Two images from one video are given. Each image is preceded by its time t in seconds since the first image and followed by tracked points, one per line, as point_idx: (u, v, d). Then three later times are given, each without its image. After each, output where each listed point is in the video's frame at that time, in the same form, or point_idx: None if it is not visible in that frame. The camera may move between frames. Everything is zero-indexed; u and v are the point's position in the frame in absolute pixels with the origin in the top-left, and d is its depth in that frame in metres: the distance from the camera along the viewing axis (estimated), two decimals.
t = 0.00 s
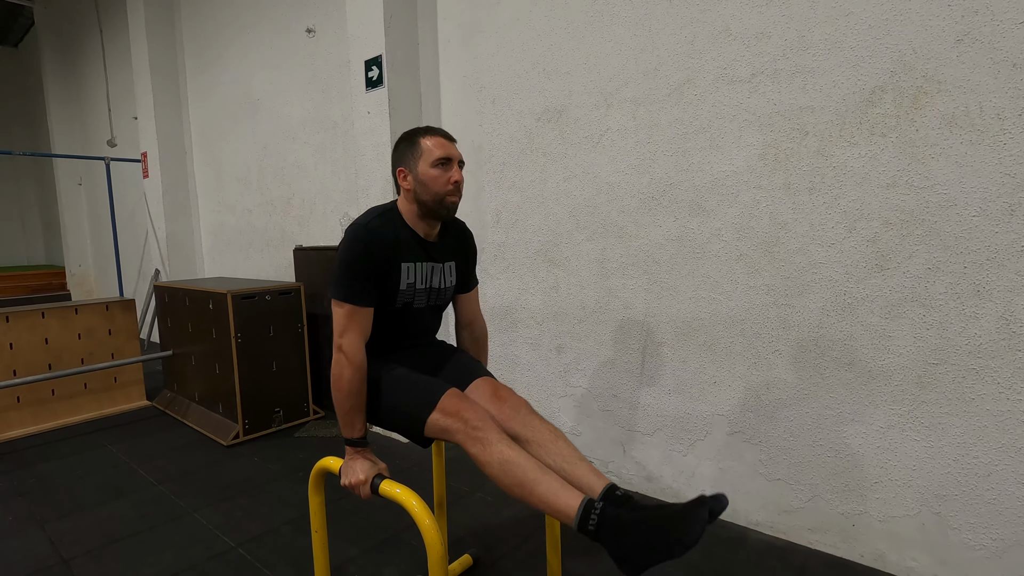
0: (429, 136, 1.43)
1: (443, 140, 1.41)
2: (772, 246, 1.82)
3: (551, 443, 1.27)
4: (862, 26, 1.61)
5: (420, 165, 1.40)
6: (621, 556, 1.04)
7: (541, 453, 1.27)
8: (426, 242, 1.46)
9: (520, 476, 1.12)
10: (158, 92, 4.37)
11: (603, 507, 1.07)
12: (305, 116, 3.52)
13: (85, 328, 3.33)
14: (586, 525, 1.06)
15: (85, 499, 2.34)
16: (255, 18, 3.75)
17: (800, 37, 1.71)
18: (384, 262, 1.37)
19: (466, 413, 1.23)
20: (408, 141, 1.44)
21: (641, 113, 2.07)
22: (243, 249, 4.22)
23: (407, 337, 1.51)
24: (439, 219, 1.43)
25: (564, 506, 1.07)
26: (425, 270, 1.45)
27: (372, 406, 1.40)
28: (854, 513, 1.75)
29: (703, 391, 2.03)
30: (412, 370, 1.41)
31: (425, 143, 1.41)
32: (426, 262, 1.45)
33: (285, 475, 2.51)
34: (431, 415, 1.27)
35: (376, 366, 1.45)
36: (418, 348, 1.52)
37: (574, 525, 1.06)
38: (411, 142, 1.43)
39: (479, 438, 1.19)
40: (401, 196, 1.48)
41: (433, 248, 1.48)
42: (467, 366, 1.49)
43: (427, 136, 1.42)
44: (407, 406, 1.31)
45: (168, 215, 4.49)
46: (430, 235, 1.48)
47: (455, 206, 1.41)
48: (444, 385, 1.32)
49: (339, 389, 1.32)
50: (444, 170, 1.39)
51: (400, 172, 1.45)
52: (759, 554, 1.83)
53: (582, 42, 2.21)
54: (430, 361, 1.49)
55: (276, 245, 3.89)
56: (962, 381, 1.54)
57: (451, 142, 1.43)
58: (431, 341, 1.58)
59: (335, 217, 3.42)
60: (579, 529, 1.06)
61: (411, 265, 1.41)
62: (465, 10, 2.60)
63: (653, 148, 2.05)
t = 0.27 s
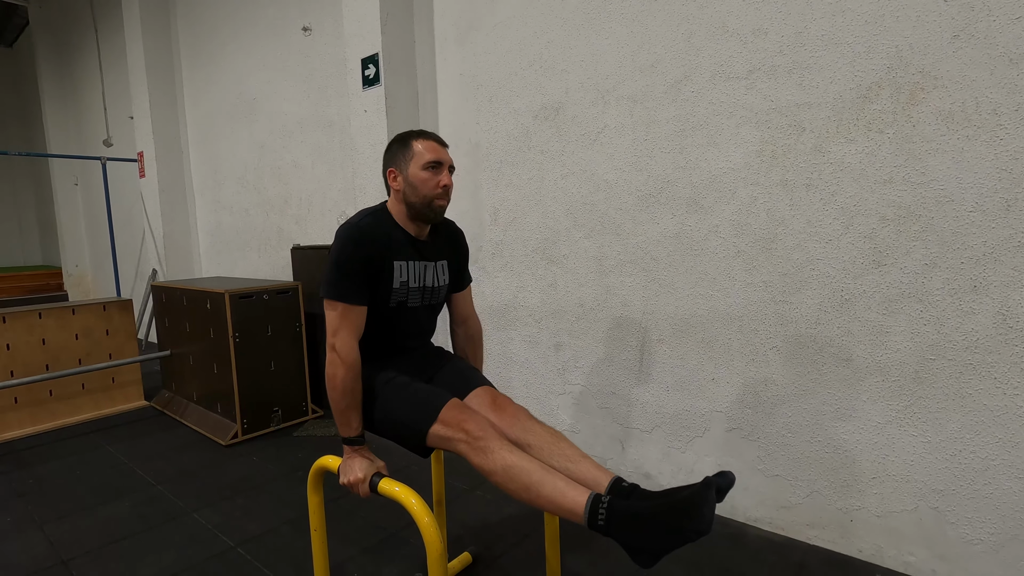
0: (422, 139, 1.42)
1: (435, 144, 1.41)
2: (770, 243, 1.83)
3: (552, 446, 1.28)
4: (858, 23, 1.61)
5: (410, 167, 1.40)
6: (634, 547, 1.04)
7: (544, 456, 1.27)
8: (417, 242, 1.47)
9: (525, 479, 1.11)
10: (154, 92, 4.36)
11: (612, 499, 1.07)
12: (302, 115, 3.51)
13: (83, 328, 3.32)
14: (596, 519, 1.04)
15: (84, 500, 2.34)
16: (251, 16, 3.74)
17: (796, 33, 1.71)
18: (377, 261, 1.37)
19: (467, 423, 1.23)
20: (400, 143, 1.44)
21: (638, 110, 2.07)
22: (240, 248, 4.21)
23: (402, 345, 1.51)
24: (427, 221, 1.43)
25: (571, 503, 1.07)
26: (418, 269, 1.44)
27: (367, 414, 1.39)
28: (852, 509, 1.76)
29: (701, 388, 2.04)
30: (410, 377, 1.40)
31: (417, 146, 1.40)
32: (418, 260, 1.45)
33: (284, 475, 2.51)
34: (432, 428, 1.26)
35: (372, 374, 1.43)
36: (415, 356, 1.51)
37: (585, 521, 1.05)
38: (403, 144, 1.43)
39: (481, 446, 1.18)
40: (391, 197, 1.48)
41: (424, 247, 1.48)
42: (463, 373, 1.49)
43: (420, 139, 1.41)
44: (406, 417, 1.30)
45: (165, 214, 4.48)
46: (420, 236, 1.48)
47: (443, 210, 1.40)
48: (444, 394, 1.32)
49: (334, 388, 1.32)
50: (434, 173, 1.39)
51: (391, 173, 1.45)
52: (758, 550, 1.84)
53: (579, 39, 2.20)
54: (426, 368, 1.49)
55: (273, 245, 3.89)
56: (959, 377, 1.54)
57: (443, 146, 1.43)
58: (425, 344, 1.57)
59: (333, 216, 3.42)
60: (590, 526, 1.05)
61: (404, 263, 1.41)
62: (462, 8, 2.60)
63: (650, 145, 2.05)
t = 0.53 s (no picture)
0: (419, 141, 1.43)
1: (433, 145, 1.42)
2: (770, 242, 1.83)
3: (551, 458, 1.28)
4: (857, 22, 1.61)
5: (409, 169, 1.40)
6: None
7: (541, 465, 1.28)
8: (417, 243, 1.47)
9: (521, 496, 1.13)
10: (153, 93, 4.36)
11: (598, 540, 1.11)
12: (301, 116, 3.51)
13: (83, 330, 3.32)
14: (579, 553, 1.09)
15: (85, 502, 2.34)
16: (249, 18, 3.74)
17: (795, 33, 1.71)
18: (377, 263, 1.36)
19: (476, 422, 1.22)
20: (398, 145, 1.44)
21: (637, 110, 2.07)
22: (240, 249, 4.21)
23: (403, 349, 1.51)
24: (427, 222, 1.44)
25: (557, 529, 1.10)
26: (418, 271, 1.44)
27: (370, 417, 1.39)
28: (853, 508, 1.76)
29: (701, 388, 2.04)
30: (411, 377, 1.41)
31: (415, 148, 1.41)
32: (419, 262, 1.45)
33: (284, 476, 2.51)
34: (439, 421, 1.25)
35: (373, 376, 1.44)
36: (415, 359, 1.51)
37: (565, 551, 1.09)
38: (401, 145, 1.43)
39: (486, 449, 1.18)
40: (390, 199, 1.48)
41: (424, 249, 1.48)
42: (465, 371, 1.50)
43: (417, 141, 1.42)
44: (409, 416, 1.30)
45: (165, 216, 4.48)
46: (420, 236, 1.49)
47: (443, 210, 1.41)
48: (447, 392, 1.32)
49: (334, 390, 1.31)
50: (433, 174, 1.39)
51: (389, 175, 1.45)
52: (758, 549, 1.84)
53: (578, 40, 2.21)
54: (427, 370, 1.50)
55: (273, 246, 3.89)
56: (959, 375, 1.54)
57: (440, 147, 1.44)
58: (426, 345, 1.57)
59: (332, 217, 3.42)
60: (573, 556, 1.08)
61: (404, 265, 1.41)
62: (460, 8, 2.60)
63: (650, 145, 2.05)
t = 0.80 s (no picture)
0: (420, 142, 1.42)
1: (434, 146, 1.41)
2: (768, 244, 1.83)
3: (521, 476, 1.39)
4: (856, 25, 1.61)
5: (411, 171, 1.39)
6: None
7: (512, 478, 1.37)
8: (421, 245, 1.47)
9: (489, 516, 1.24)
10: (153, 93, 4.36)
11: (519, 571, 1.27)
12: (301, 117, 3.52)
13: (81, 330, 3.32)
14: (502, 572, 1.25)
15: (83, 502, 2.34)
16: (250, 18, 3.75)
17: (794, 36, 1.72)
18: (381, 264, 1.36)
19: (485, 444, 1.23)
20: (399, 147, 1.43)
21: (637, 112, 2.08)
22: (239, 250, 4.21)
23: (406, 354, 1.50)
24: (431, 223, 1.44)
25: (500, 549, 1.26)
26: (422, 272, 1.44)
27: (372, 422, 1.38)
28: (851, 509, 1.76)
29: (699, 389, 2.04)
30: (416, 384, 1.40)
31: (417, 149, 1.40)
32: (422, 263, 1.45)
33: (283, 476, 2.51)
34: (451, 423, 1.25)
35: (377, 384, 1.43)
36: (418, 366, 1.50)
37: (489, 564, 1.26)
38: (402, 147, 1.42)
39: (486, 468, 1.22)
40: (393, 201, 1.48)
41: (428, 250, 1.48)
42: (469, 378, 1.51)
43: (419, 142, 1.41)
44: (416, 421, 1.29)
45: (164, 216, 4.48)
46: (425, 237, 1.49)
47: (447, 210, 1.41)
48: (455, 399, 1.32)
49: (334, 390, 1.31)
50: (436, 175, 1.39)
51: (391, 177, 1.45)
52: (756, 550, 1.84)
53: (578, 41, 2.21)
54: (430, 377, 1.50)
55: (272, 246, 3.89)
56: (957, 377, 1.54)
57: (442, 148, 1.43)
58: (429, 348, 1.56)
59: (332, 218, 3.42)
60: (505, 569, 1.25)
61: (408, 266, 1.41)
62: (460, 10, 2.60)
63: (649, 146, 2.06)
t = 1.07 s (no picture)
0: (424, 143, 1.42)
1: (438, 147, 1.41)
2: (769, 245, 1.83)
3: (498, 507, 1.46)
4: (857, 26, 1.61)
5: (415, 173, 1.40)
6: None
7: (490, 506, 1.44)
8: (427, 246, 1.47)
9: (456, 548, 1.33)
10: (155, 93, 4.36)
11: None
12: (302, 116, 3.52)
13: (82, 329, 3.33)
14: None
15: (83, 501, 2.34)
16: (251, 18, 3.75)
17: (795, 37, 1.72)
18: (384, 265, 1.37)
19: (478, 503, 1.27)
20: (403, 149, 1.44)
21: (637, 113, 2.08)
22: (240, 249, 4.21)
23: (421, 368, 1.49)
24: (436, 225, 1.44)
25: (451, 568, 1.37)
26: (427, 273, 1.44)
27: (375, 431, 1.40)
28: (851, 510, 1.76)
29: (699, 390, 2.04)
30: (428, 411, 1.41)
31: (420, 150, 1.40)
32: (428, 264, 1.44)
33: (283, 476, 2.51)
34: (454, 471, 1.28)
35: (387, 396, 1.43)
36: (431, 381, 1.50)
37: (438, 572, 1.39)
38: (406, 149, 1.43)
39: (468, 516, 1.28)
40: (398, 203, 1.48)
41: (434, 251, 1.48)
42: (480, 408, 1.51)
43: (422, 143, 1.41)
44: (421, 455, 1.31)
45: (166, 215, 4.49)
46: (431, 238, 1.49)
47: (451, 211, 1.41)
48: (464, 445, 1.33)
49: (334, 390, 1.32)
50: (439, 177, 1.39)
51: (395, 179, 1.45)
52: (756, 551, 1.84)
53: (579, 42, 2.21)
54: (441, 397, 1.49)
55: (273, 246, 3.89)
56: (957, 379, 1.54)
57: (445, 149, 1.43)
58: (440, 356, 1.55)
59: (333, 217, 3.42)
60: None
61: (413, 267, 1.41)
62: (461, 10, 2.60)
63: (650, 147, 2.06)
